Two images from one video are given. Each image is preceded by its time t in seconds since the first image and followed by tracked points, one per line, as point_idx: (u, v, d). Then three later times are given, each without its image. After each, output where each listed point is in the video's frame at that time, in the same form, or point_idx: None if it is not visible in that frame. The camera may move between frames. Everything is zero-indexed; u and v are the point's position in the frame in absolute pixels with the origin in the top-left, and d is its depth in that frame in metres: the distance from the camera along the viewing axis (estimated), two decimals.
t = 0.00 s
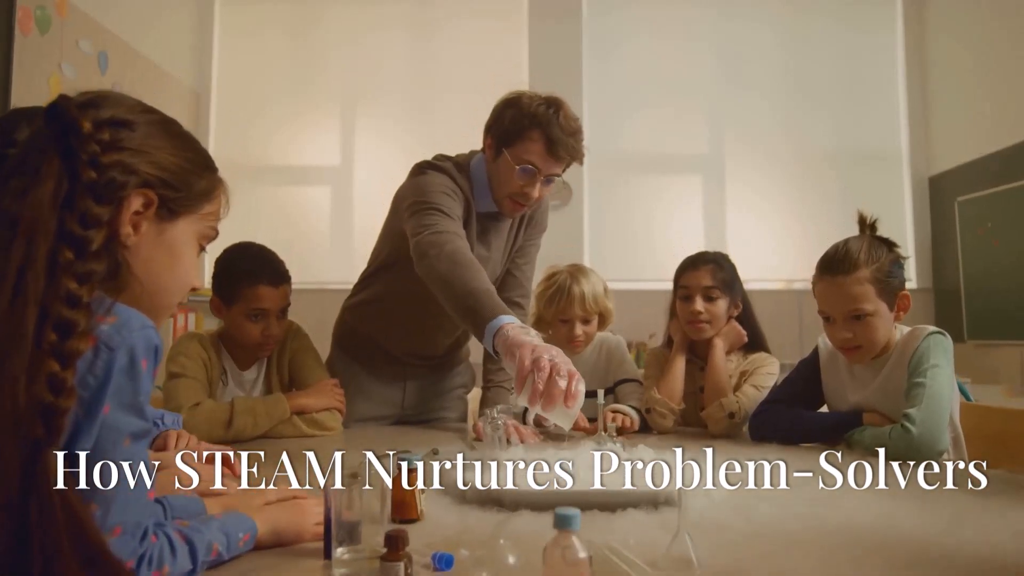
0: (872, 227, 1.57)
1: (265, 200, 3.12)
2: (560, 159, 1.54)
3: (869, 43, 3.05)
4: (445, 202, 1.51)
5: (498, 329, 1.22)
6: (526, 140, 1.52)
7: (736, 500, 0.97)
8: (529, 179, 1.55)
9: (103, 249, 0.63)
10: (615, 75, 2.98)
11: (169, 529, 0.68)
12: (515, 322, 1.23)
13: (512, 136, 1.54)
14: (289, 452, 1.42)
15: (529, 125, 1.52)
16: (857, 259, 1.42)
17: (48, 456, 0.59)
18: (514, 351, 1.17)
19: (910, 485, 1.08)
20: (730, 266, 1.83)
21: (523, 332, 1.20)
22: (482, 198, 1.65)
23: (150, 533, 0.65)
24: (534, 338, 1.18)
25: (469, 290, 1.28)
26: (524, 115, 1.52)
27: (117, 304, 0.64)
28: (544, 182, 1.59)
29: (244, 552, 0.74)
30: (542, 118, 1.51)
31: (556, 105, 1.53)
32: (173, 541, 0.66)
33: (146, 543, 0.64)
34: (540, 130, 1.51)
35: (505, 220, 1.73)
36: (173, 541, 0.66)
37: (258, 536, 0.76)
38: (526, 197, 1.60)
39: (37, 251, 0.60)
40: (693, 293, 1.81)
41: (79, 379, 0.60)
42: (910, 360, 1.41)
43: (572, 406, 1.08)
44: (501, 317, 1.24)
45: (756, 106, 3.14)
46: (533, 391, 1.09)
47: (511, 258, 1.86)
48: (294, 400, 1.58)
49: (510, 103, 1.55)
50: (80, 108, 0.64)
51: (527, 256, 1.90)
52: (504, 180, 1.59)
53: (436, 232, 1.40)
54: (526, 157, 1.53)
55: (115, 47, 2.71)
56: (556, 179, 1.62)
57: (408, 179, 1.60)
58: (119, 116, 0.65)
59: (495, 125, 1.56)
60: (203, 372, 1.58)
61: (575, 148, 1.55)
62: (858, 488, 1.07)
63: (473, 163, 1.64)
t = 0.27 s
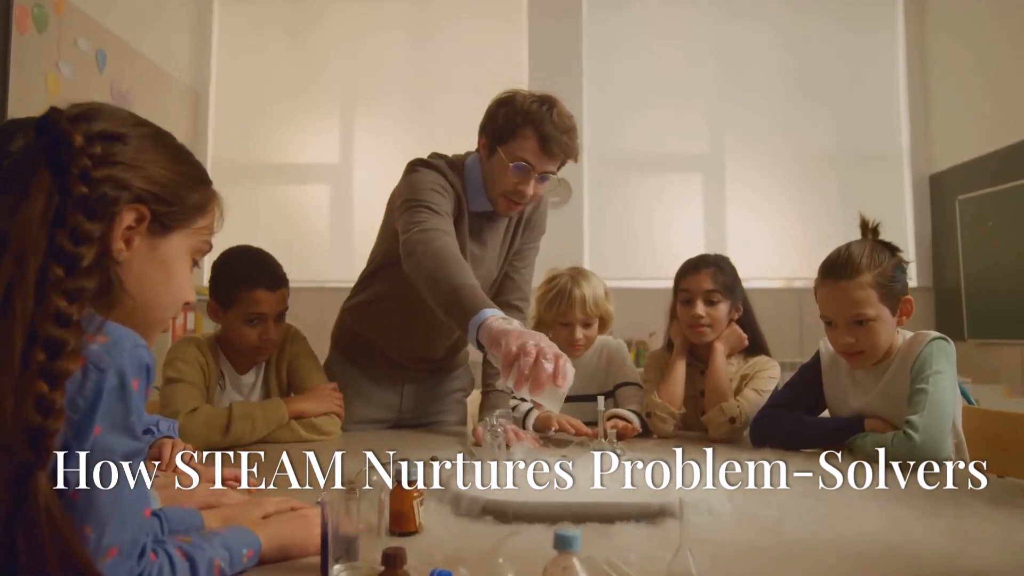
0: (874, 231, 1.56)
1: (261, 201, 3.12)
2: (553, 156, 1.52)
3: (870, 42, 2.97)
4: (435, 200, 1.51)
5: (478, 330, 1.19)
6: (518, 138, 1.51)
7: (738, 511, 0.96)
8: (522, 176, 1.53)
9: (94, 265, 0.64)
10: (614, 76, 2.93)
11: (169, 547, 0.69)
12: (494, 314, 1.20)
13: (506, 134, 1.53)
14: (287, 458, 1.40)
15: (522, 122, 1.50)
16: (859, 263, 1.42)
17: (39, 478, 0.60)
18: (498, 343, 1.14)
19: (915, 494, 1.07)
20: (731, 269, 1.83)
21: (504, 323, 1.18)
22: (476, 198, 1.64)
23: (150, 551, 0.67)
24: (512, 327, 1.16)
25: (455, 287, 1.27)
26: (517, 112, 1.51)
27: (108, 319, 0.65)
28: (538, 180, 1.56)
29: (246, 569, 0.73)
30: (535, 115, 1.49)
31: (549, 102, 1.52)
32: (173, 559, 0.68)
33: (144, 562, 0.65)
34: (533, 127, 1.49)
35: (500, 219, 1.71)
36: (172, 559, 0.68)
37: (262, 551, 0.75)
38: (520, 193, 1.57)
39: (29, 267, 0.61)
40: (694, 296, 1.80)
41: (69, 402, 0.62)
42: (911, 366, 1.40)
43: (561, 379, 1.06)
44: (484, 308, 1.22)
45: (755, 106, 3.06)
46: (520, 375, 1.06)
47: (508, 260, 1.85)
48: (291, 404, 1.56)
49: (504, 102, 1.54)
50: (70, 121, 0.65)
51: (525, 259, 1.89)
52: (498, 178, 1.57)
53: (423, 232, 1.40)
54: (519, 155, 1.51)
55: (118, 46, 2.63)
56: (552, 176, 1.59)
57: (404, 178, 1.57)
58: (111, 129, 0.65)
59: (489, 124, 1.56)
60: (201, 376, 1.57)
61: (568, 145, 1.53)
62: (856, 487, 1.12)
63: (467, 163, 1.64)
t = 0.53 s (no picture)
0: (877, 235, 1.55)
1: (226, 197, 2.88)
2: (544, 153, 1.50)
3: (870, 42, 2.91)
4: (416, 205, 1.55)
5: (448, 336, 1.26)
6: (509, 134, 1.50)
7: (743, 521, 0.95)
8: (513, 173, 1.52)
9: (90, 280, 0.67)
10: (613, 75, 2.80)
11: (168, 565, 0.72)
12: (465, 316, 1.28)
13: (496, 132, 1.52)
14: (286, 462, 1.39)
15: (513, 119, 1.49)
16: (863, 267, 1.39)
17: (34, 501, 0.63)
18: (464, 343, 1.21)
19: (920, 503, 1.07)
20: (732, 271, 1.80)
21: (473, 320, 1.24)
22: (466, 196, 1.64)
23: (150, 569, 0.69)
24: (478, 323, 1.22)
25: (426, 307, 1.32)
26: (507, 110, 1.50)
27: (102, 333, 0.69)
28: (530, 176, 1.55)
29: None
30: (525, 112, 1.48)
31: (539, 98, 1.51)
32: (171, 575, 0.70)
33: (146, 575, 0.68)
34: (524, 123, 1.48)
35: (491, 216, 1.70)
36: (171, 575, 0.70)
37: (264, 564, 0.77)
38: (512, 190, 1.55)
39: (23, 284, 0.64)
40: (695, 299, 1.79)
41: (62, 422, 0.66)
42: (914, 370, 1.39)
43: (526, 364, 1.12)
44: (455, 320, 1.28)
45: (757, 106, 2.91)
46: (488, 373, 1.14)
47: (505, 262, 1.84)
48: (291, 407, 1.55)
49: (494, 99, 1.53)
50: (61, 138, 0.67)
51: (523, 261, 1.88)
52: (489, 176, 1.56)
53: (396, 248, 1.43)
54: (510, 151, 1.51)
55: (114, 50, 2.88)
56: (544, 173, 1.58)
57: (393, 177, 1.60)
58: (104, 144, 0.68)
59: (479, 122, 1.55)
60: (199, 380, 1.56)
61: (559, 142, 1.52)
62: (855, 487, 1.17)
63: (456, 164, 1.65)
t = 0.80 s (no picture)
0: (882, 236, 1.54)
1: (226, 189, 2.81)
2: (532, 148, 1.51)
3: (871, 42, 2.89)
4: (400, 212, 1.60)
5: (426, 345, 1.40)
6: (496, 131, 1.51)
7: (745, 529, 0.94)
8: (502, 170, 1.53)
9: (86, 295, 0.66)
10: (614, 76, 2.82)
11: None
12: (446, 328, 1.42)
13: (484, 129, 1.53)
14: (288, 464, 1.39)
15: (500, 116, 1.51)
16: (867, 269, 1.38)
17: (30, 520, 0.64)
18: (444, 350, 1.37)
19: (924, 509, 1.06)
20: (734, 271, 1.79)
21: (447, 325, 1.39)
22: (456, 196, 1.65)
23: None
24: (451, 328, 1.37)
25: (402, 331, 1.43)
26: (494, 106, 1.51)
27: (98, 348, 0.69)
28: (519, 173, 1.55)
29: None
30: (513, 108, 1.50)
31: (527, 95, 1.52)
32: None
33: None
34: (511, 119, 1.50)
35: (480, 216, 1.70)
36: None
37: None
38: (501, 186, 1.56)
39: (18, 299, 0.64)
40: (698, 301, 1.78)
41: (59, 439, 0.66)
42: (918, 374, 1.39)
43: (501, 359, 1.30)
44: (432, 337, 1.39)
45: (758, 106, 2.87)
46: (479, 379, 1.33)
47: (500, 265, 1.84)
48: (291, 410, 1.54)
49: (481, 98, 1.55)
50: (55, 150, 0.67)
51: (519, 263, 1.88)
52: (478, 173, 1.57)
53: (378, 269, 1.53)
54: (498, 147, 1.51)
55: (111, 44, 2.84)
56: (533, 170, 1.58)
57: (383, 180, 1.64)
58: (99, 155, 0.67)
59: (467, 121, 1.56)
60: (198, 383, 1.56)
61: (547, 137, 1.53)
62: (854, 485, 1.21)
63: (446, 166, 1.66)
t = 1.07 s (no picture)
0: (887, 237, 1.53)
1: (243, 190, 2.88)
2: (516, 145, 1.52)
3: (871, 42, 2.94)
4: (382, 224, 1.59)
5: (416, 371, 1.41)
6: (480, 130, 1.52)
7: (746, 537, 0.94)
8: (487, 169, 1.53)
9: (80, 313, 0.66)
10: (613, 76, 3.17)
11: None
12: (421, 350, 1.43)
13: (468, 130, 1.54)
14: (288, 467, 1.38)
15: (484, 115, 1.52)
16: (873, 270, 1.38)
17: (23, 545, 0.63)
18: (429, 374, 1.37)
19: (925, 516, 1.06)
20: (737, 270, 1.81)
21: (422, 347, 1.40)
22: (443, 196, 1.64)
23: None
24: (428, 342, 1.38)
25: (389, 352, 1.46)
26: (477, 106, 1.53)
27: (93, 365, 0.69)
28: (504, 171, 1.56)
29: None
30: (496, 107, 1.51)
31: (509, 94, 1.55)
32: None
33: None
34: (494, 118, 1.51)
35: (468, 216, 1.69)
36: None
37: None
38: (486, 186, 1.55)
39: (11, 318, 0.63)
40: (703, 301, 1.76)
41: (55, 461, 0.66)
42: (927, 377, 1.38)
43: (481, 362, 1.32)
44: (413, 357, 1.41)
45: (756, 106, 3.16)
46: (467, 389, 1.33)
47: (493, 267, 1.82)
48: (291, 414, 1.55)
49: (465, 97, 1.57)
50: (49, 163, 0.65)
51: (513, 265, 1.86)
52: (463, 172, 1.57)
53: (363, 289, 1.54)
54: (482, 146, 1.52)
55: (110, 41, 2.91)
56: (517, 169, 1.59)
57: (366, 190, 1.63)
58: (93, 169, 0.66)
59: (453, 122, 1.58)
60: (198, 386, 1.55)
61: (531, 134, 1.54)
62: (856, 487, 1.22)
63: (433, 168, 1.67)
